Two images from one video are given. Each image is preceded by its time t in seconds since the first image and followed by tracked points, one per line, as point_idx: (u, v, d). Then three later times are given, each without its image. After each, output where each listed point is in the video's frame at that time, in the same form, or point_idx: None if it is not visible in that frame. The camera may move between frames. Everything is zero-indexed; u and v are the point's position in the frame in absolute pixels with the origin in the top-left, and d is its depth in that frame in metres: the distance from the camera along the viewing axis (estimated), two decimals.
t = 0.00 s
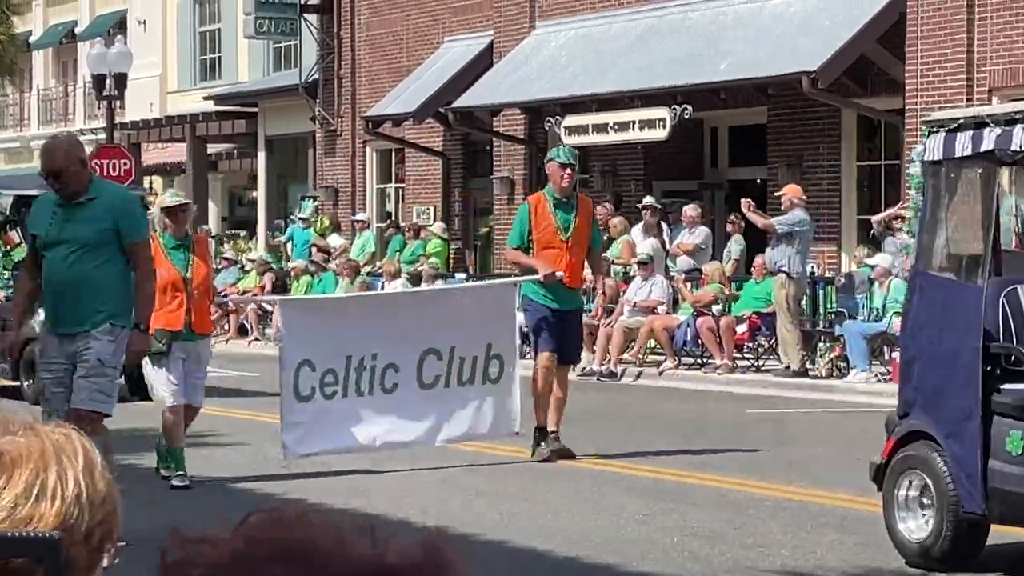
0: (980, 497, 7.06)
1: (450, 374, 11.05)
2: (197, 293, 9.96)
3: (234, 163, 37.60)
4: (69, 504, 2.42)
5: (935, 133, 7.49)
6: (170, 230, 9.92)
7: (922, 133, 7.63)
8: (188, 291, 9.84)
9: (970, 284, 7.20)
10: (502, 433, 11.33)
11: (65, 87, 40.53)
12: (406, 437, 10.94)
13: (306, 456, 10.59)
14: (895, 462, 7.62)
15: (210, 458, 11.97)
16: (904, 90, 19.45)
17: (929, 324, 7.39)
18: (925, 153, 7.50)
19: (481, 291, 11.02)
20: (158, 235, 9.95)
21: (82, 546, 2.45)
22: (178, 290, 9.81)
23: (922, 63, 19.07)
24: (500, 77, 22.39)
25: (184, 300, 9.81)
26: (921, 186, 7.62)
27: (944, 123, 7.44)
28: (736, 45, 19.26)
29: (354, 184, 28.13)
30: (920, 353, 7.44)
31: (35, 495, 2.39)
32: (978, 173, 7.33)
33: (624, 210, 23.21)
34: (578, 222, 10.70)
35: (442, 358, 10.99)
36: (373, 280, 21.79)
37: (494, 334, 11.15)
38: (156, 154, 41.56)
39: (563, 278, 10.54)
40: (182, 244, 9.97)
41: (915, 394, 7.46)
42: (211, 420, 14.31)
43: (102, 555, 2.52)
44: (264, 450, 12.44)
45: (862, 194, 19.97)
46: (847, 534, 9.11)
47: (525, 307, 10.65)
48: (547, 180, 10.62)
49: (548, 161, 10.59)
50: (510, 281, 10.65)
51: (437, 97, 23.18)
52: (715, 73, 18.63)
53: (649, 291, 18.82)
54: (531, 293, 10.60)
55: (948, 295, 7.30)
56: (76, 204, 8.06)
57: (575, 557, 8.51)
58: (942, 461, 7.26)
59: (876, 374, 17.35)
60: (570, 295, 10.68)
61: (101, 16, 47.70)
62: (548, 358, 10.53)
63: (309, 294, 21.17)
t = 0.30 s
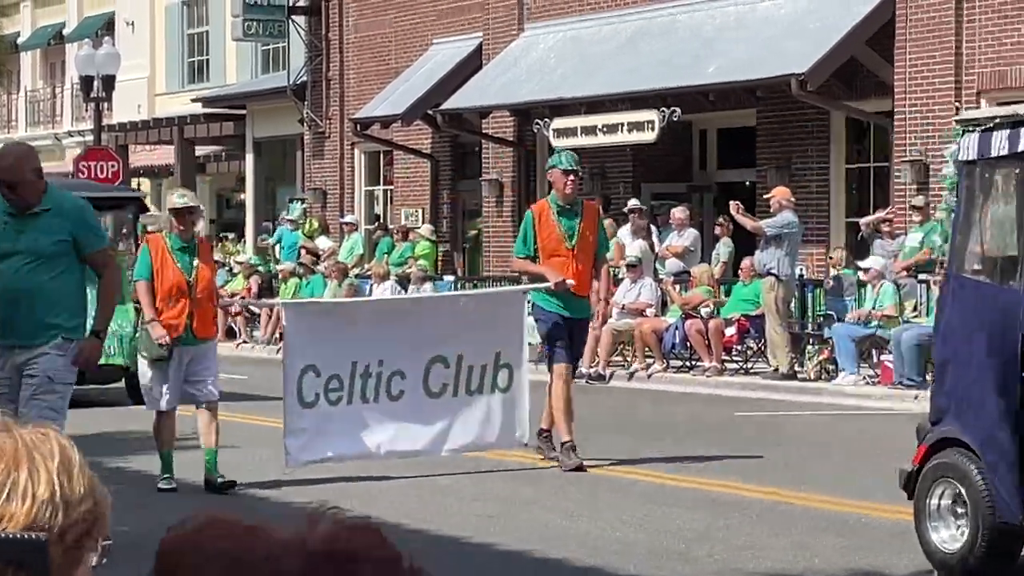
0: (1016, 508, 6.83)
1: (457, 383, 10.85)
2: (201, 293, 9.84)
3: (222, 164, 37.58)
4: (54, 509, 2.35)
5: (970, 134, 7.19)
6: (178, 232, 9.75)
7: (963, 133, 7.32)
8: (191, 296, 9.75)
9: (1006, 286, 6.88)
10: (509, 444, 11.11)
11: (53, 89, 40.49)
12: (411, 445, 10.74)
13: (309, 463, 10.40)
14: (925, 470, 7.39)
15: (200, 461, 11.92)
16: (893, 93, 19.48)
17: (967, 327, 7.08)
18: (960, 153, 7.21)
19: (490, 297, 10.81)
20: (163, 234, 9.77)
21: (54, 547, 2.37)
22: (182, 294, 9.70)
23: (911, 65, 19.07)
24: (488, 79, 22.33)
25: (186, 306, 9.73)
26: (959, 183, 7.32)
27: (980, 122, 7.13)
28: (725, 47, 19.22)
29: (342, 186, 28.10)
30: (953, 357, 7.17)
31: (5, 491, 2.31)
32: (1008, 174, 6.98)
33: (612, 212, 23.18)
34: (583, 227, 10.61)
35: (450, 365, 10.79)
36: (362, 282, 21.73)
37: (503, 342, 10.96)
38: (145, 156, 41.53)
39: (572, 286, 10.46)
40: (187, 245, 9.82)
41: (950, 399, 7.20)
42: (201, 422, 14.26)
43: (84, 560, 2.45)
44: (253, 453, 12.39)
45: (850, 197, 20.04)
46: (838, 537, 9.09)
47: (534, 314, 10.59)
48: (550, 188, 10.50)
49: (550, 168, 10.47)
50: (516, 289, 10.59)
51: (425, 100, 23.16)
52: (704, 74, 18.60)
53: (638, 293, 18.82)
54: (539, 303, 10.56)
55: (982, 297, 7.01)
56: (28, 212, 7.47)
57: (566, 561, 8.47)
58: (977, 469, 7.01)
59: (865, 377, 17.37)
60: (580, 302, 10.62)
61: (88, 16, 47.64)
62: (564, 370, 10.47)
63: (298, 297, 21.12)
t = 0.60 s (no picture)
0: None
1: (473, 384, 10.70)
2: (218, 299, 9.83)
3: (213, 167, 37.60)
4: (21, 505, 2.64)
5: (998, 135, 7.21)
6: (197, 235, 9.81)
7: (990, 137, 7.34)
8: (207, 297, 9.74)
9: None
10: (527, 447, 10.88)
11: (43, 91, 40.49)
12: (430, 449, 10.61)
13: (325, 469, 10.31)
14: (953, 477, 7.35)
15: (192, 462, 11.96)
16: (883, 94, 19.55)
17: (993, 331, 7.01)
18: (989, 154, 7.22)
19: (506, 296, 10.66)
20: (183, 236, 9.85)
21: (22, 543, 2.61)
22: (197, 295, 9.71)
23: (901, 69, 19.13)
24: (478, 81, 22.38)
25: (200, 308, 9.71)
26: (987, 187, 7.31)
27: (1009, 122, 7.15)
28: (714, 50, 19.29)
29: (333, 188, 28.14)
30: (982, 361, 7.10)
31: None
32: None
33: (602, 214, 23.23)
34: (595, 222, 10.43)
35: (467, 368, 10.69)
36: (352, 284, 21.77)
37: (519, 343, 10.72)
38: (136, 159, 41.55)
39: (586, 283, 10.32)
40: (208, 251, 9.88)
41: (980, 404, 7.14)
42: (194, 423, 14.31)
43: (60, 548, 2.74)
44: (246, 454, 12.43)
45: (840, 199, 20.07)
46: (825, 538, 9.16)
47: (547, 314, 10.50)
48: (564, 183, 10.31)
49: (562, 163, 10.29)
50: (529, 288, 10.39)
51: (416, 102, 23.22)
52: (694, 77, 18.67)
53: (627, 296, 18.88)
54: (554, 301, 10.45)
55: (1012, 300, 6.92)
56: None
57: (555, 561, 8.53)
58: (1008, 475, 6.96)
59: (854, 379, 17.35)
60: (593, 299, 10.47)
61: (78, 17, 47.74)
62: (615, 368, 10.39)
63: (289, 298, 21.18)
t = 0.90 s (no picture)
0: None
1: (487, 390, 10.59)
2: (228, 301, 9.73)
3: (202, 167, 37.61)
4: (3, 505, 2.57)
5: None
6: (205, 236, 9.71)
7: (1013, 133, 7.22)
8: (217, 302, 9.63)
9: None
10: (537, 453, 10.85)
11: (32, 91, 40.47)
12: (440, 454, 10.51)
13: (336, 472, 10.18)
14: (977, 481, 7.34)
15: (186, 463, 11.96)
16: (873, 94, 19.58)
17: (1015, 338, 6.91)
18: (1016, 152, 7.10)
19: (525, 300, 10.52)
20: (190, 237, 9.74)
21: None
22: (207, 297, 9.60)
23: (891, 68, 19.15)
24: (468, 81, 22.39)
25: (212, 311, 9.60)
26: (1010, 184, 7.19)
27: None
28: (704, 50, 19.29)
29: (323, 188, 28.16)
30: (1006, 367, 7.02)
31: None
32: None
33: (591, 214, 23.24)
34: (621, 228, 10.47)
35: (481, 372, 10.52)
36: (342, 285, 21.79)
37: (534, 349, 10.64)
38: (127, 158, 41.54)
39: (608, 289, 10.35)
40: (215, 252, 9.78)
41: (1005, 411, 7.08)
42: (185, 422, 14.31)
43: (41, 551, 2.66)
44: (241, 454, 12.42)
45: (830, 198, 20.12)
46: (815, 537, 9.18)
47: (566, 317, 10.50)
48: (593, 187, 10.35)
49: (591, 167, 10.32)
50: (549, 294, 10.43)
51: (407, 101, 23.24)
52: (684, 76, 18.64)
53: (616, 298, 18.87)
54: (574, 308, 10.46)
55: None
56: None
57: (544, 561, 8.54)
58: None
59: (845, 378, 17.36)
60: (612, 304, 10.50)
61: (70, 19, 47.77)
62: (622, 379, 10.27)
63: (280, 298, 21.19)
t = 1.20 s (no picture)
0: None
1: (501, 390, 10.30)
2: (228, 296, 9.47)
3: (194, 166, 37.61)
4: None
5: None
6: (199, 232, 9.45)
7: None
8: (217, 297, 9.39)
9: None
10: (558, 453, 10.52)
11: (23, 90, 40.47)
12: (454, 455, 10.20)
13: (348, 473, 9.89)
14: (998, 484, 7.16)
15: (178, 463, 11.91)
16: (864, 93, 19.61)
17: None
18: None
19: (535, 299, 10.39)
20: (184, 235, 9.49)
21: None
22: (207, 295, 9.36)
23: (881, 67, 19.20)
24: (460, 80, 22.38)
25: (213, 307, 9.35)
26: None
27: None
28: (694, 49, 19.30)
29: (314, 187, 28.18)
30: None
31: None
32: None
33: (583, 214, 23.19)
34: (645, 220, 10.10)
35: (493, 371, 10.26)
36: (333, 284, 21.77)
37: (547, 345, 10.42)
38: (118, 157, 41.55)
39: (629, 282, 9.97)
40: (210, 246, 9.52)
41: None
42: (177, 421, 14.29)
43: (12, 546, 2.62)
44: (234, 454, 12.38)
45: (821, 197, 20.20)
46: (805, 535, 9.17)
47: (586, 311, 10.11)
48: (614, 176, 10.01)
49: (614, 156, 10.00)
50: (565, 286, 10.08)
51: (398, 100, 23.25)
52: (675, 75, 18.61)
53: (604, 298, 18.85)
54: (592, 300, 10.09)
55: None
56: None
57: (536, 560, 8.52)
58: None
59: (836, 377, 17.35)
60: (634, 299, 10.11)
61: (60, 19, 47.78)
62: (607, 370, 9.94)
63: (270, 297, 21.18)
